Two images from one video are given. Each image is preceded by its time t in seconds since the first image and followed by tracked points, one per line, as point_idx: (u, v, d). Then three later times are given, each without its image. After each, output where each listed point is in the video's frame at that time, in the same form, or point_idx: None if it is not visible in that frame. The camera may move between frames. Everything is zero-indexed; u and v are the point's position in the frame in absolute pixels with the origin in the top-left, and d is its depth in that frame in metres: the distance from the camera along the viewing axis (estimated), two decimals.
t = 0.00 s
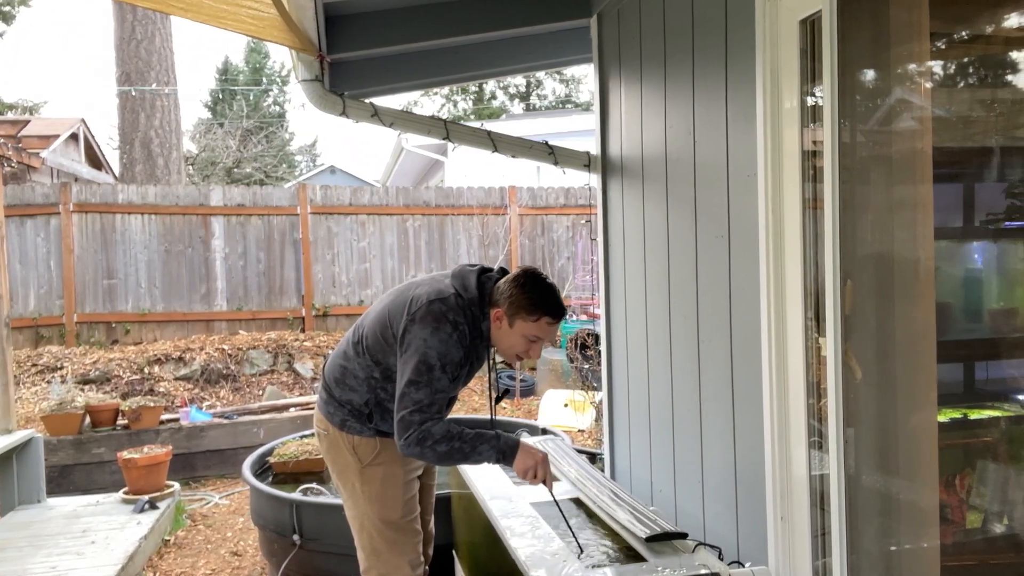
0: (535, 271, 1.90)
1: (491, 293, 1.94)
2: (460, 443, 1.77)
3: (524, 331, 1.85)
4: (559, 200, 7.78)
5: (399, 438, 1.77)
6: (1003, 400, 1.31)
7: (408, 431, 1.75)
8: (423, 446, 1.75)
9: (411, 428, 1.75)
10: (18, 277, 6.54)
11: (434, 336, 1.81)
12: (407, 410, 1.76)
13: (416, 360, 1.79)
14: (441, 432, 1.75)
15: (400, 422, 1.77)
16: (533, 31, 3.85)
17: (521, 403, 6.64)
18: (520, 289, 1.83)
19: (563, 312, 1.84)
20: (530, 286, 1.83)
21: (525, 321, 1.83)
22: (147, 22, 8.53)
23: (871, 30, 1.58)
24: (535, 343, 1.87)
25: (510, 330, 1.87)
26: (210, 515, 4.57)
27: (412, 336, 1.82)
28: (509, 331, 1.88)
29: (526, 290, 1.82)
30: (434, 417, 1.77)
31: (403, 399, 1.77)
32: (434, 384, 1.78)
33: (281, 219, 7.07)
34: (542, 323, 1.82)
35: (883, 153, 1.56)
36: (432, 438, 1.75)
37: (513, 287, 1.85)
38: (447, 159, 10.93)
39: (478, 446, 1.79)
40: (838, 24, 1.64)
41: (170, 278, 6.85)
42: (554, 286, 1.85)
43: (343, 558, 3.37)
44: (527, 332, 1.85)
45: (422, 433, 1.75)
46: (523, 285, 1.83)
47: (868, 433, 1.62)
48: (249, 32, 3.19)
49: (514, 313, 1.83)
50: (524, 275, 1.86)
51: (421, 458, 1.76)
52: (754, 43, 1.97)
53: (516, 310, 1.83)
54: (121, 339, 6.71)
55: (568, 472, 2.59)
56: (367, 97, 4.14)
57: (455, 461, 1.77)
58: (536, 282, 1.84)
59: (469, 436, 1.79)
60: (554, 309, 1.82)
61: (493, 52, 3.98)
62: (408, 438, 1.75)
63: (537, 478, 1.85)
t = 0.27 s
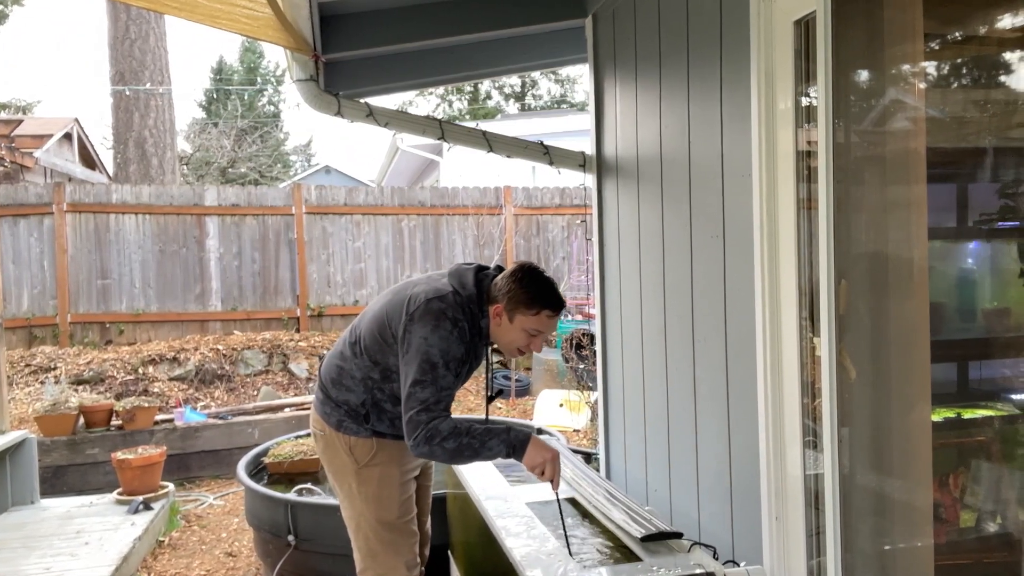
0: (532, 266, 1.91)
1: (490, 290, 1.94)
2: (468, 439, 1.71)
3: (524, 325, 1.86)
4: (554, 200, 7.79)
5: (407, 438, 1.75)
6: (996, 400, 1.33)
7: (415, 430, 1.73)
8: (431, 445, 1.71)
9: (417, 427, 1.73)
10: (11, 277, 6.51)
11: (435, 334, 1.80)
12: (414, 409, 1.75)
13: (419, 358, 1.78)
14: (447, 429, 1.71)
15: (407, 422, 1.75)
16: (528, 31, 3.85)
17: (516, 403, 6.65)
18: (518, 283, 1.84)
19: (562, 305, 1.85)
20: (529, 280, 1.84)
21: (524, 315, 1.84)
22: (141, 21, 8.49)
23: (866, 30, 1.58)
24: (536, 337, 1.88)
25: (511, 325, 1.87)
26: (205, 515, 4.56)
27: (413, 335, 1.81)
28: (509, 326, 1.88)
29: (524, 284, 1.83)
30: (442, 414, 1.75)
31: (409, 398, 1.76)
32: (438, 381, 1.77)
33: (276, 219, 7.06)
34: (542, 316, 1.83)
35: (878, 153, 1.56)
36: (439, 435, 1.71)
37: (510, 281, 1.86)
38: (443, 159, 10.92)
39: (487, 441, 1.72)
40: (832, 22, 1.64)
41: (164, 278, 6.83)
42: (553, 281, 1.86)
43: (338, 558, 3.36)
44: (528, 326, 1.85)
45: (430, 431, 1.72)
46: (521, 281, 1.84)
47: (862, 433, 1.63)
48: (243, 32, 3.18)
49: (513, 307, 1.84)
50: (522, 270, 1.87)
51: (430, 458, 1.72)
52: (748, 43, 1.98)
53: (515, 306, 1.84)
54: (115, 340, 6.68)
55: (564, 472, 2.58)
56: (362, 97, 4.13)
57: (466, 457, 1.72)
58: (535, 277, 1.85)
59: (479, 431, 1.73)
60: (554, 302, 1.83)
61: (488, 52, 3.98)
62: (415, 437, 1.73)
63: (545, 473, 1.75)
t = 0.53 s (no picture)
0: (524, 265, 1.91)
1: (483, 289, 1.92)
2: (470, 446, 1.68)
3: (519, 324, 1.86)
4: (541, 200, 7.79)
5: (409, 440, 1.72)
6: (978, 399, 1.34)
7: (418, 431, 1.71)
8: (433, 447, 1.69)
9: (420, 427, 1.71)
10: None
11: (431, 333, 1.77)
12: (415, 409, 1.72)
13: (416, 358, 1.75)
14: (450, 433, 1.69)
15: (409, 422, 1.72)
16: (515, 31, 3.85)
17: (503, 403, 6.65)
18: (512, 283, 1.85)
19: (556, 303, 1.85)
20: (522, 279, 1.85)
21: (519, 313, 1.84)
22: (124, 19, 8.41)
23: (849, 33, 1.60)
24: (530, 335, 1.88)
25: (505, 324, 1.88)
26: (189, 517, 4.53)
27: (408, 335, 1.78)
28: (504, 325, 1.88)
29: (518, 283, 1.84)
30: (444, 415, 1.73)
31: (409, 398, 1.73)
32: (437, 381, 1.75)
33: (261, 218, 7.02)
34: (537, 314, 1.84)
35: (860, 154, 1.58)
36: (442, 438, 1.69)
37: (504, 281, 1.86)
38: (429, 159, 10.90)
39: (489, 452, 1.69)
40: (816, 23, 1.65)
41: (148, 278, 6.77)
42: (547, 281, 1.87)
43: (324, 560, 3.35)
44: (523, 324, 1.86)
45: (433, 433, 1.69)
46: (515, 279, 1.85)
47: (846, 432, 1.65)
48: (229, 30, 3.17)
49: (507, 305, 1.84)
50: (515, 270, 1.87)
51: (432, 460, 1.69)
52: (733, 45, 1.99)
53: (509, 304, 1.84)
54: (98, 340, 6.62)
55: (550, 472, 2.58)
56: (348, 96, 4.12)
57: (467, 465, 1.68)
58: (528, 275, 1.85)
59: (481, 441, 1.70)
60: (548, 300, 1.83)
61: (475, 52, 3.98)
62: (418, 438, 1.70)
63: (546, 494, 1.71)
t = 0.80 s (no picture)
0: (527, 268, 1.91)
1: (487, 291, 1.91)
2: (484, 458, 1.67)
3: (523, 328, 1.86)
4: (536, 200, 7.79)
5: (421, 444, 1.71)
6: (971, 397, 1.34)
7: (431, 434, 1.70)
8: (446, 453, 1.68)
9: (433, 431, 1.70)
10: None
11: (437, 336, 1.77)
12: (425, 413, 1.72)
13: (424, 361, 1.75)
14: (466, 442, 1.68)
15: (421, 426, 1.71)
16: (510, 31, 3.85)
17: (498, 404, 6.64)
18: (517, 287, 1.84)
19: (560, 307, 1.85)
20: (527, 282, 1.84)
21: (524, 318, 1.84)
22: (118, 18, 8.38)
23: (843, 34, 1.61)
24: (534, 339, 1.88)
25: (509, 328, 1.87)
26: (183, 518, 4.51)
27: (415, 337, 1.78)
28: (508, 329, 1.87)
29: (523, 288, 1.83)
30: (456, 420, 1.72)
31: (419, 402, 1.72)
32: (446, 384, 1.74)
33: (255, 218, 7.01)
34: (542, 318, 1.83)
35: (854, 154, 1.59)
36: (455, 446, 1.68)
37: (509, 285, 1.85)
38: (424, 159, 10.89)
39: (500, 470, 1.67)
40: (811, 25, 1.67)
41: (142, 278, 6.74)
42: (550, 283, 1.86)
43: (319, 560, 3.34)
44: (527, 328, 1.85)
45: (447, 439, 1.69)
46: (520, 283, 1.84)
47: (839, 431, 1.66)
48: (223, 29, 3.14)
49: (513, 310, 1.84)
50: (519, 273, 1.87)
51: (444, 466, 1.68)
52: (727, 46, 2.00)
53: (514, 308, 1.83)
54: (91, 341, 6.59)
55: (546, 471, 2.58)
56: (342, 96, 4.11)
57: (477, 478, 1.67)
58: (532, 279, 1.85)
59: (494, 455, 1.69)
60: (552, 304, 1.83)
61: (469, 52, 3.98)
62: (431, 442, 1.69)
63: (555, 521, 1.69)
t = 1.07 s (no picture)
0: (531, 272, 1.92)
1: (492, 293, 1.89)
2: (483, 467, 1.69)
3: (527, 332, 1.87)
4: (528, 200, 7.79)
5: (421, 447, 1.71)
6: (959, 397, 1.35)
7: (432, 438, 1.69)
8: (446, 457, 1.68)
9: (434, 434, 1.69)
10: None
11: (442, 339, 1.76)
12: (427, 416, 1.71)
13: (428, 363, 1.74)
14: (466, 448, 1.68)
15: (422, 429, 1.71)
16: (501, 31, 3.85)
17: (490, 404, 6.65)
18: (523, 292, 1.84)
19: (564, 312, 1.86)
20: (532, 287, 1.85)
21: (529, 322, 1.84)
22: (108, 17, 8.31)
23: (833, 35, 1.62)
24: (537, 343, 1.89)
25: (512, 332, 1.88)
26: (173, 519, 4.49)
27: (419, 340, 1.76)
28: (511, 333, 1.88)
29: (529, 292, 1.84)
30: (457, 425, 1.72)
31: (421, 405, 1.72)
32: (449, 387, 1.73)
33: (246, 218, 6.98)
34: (547, 323, 1.84)
35: (844, 155, 1.60)
36: (456, 451, 1.68)
37: (515, 289, 1.86)
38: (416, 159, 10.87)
39: (499, 479, 1.69)
40: (801, 25, 1.68)
41: (131, 278, 6.71)
42: (554, 287, 1.87)
43: (310, 562, 3.33)
44: (531, 333, 1.86)
45: (447, 444, 1.68)
46: (524, 288, 1.85)
47: (830, 430, 1.66)
48: (214, 28, 3.12)
49: (518, 314, 1.84)
50: (524, 277, 1.88)
51: (443, 470, 1.68)
52: (718, 46, 2.00)
53: (519, 312, 1.84)
54: (81, 341, 6.55)
55: (539, 471, 2.58)
56: (333, 96, 4.10)
57: (474, 485, 1.68)
58: (537, 283, 1.86)
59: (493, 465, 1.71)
60: (557, 309, 1.84)
61: (461, 52, 3.98)
62: (431, 446, 1.69)
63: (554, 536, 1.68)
